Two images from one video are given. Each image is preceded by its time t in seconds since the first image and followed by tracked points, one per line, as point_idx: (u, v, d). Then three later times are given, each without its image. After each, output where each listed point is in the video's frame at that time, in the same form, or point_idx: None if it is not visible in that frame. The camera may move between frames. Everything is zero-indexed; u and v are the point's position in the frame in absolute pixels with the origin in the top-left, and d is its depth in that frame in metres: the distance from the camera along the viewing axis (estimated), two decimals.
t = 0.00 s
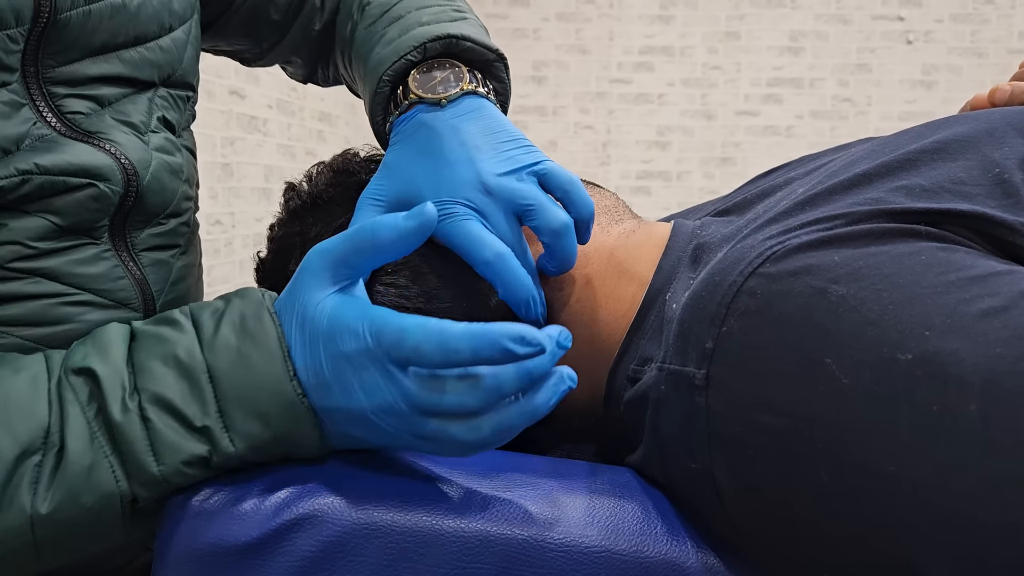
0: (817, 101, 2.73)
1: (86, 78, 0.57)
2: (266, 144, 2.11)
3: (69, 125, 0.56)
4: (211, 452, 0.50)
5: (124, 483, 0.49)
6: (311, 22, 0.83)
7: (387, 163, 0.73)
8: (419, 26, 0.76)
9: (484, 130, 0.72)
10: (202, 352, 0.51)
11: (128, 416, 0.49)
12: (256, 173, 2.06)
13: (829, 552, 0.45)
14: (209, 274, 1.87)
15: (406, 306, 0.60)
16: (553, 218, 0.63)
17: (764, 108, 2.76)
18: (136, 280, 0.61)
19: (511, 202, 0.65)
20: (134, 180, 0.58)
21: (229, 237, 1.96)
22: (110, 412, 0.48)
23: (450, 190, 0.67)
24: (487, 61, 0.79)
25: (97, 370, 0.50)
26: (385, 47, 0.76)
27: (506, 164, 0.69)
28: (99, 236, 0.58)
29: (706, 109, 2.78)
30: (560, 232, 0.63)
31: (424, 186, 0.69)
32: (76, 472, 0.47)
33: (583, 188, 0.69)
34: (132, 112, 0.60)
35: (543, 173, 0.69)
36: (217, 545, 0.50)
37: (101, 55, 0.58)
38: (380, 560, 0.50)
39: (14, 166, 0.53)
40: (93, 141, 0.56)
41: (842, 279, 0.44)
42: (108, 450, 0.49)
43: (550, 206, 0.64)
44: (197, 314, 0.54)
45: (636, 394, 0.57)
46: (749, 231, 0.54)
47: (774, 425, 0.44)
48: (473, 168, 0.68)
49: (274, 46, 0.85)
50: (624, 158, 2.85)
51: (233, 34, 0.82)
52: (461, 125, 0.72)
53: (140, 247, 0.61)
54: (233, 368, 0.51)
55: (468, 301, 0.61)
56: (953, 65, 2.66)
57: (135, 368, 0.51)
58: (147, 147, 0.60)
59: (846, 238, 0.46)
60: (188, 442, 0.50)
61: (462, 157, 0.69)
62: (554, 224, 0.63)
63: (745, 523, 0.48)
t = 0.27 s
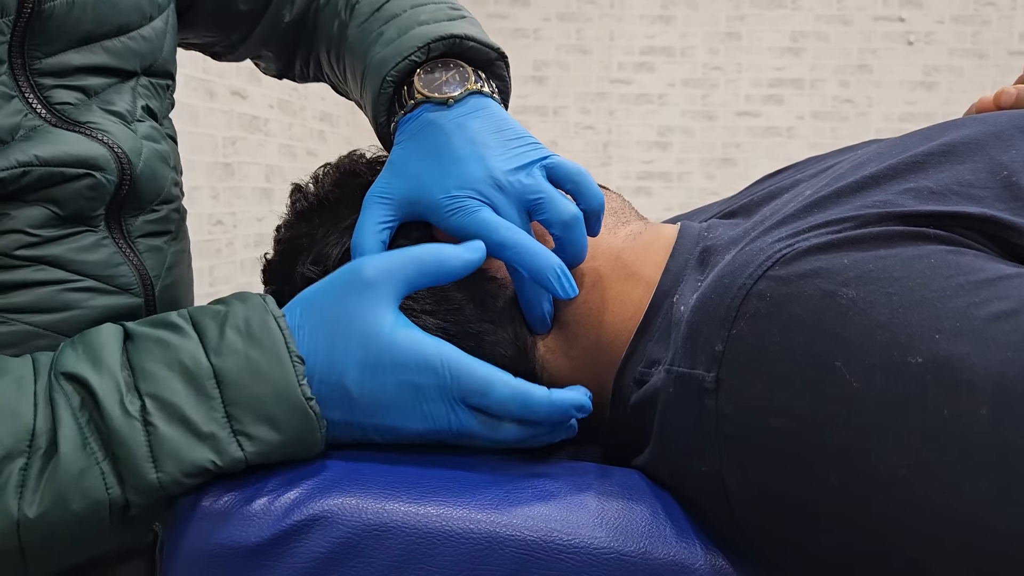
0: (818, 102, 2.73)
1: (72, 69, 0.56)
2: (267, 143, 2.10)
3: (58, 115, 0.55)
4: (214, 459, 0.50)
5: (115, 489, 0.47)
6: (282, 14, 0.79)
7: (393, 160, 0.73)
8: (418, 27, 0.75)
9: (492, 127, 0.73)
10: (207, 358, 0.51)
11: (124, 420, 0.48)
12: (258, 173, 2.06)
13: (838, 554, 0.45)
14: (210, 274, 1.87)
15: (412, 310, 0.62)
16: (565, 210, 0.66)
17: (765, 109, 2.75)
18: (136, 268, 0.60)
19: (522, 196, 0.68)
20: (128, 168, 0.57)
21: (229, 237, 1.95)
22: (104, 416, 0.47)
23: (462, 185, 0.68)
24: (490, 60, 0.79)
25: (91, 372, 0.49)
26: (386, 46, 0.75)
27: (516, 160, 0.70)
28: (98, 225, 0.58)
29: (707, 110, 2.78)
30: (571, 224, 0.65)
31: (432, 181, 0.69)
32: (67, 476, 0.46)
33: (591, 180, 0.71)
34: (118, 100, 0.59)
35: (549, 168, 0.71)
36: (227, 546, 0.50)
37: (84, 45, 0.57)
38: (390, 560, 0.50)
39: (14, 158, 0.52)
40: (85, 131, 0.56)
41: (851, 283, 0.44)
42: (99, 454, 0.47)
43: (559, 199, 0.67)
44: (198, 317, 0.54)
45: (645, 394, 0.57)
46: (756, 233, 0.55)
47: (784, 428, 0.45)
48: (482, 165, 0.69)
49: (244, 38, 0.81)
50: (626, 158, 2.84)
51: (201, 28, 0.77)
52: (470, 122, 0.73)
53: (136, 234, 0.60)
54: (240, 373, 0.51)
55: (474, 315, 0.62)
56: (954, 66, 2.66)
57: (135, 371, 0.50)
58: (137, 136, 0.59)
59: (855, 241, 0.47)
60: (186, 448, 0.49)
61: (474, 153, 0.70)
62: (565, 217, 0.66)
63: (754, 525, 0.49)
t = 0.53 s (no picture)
0: (817, 101, 2.73)
1: (104, 69, 0.56)
2: (267, 142, 2.10)
3: (91, 112, 0.55)
4: (263, 452, 0.48)
5: (164, 470, 0.46)
6: (298, 21, 0.78)
7: (402, 155, 0.74)
8: (432, 26, 0.75)
9: (500, 123, 0.74)
10: (271, 347, 0.49)
11: (183, 403, 0.46)
12: (258, 172, 2.06)
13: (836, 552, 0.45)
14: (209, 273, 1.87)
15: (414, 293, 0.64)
16: (569, 204, 0.66)
17: (764, 108, 2.75)
18: (161, 262, 0.60)
19: (528, 189, 0.68)
20: (156, 164, 0.58)
21: (229, 236, 1.95)
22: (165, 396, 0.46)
23: (470, 177, 0.69)
24: (502, 58, 0.80)
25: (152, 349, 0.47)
26: (398, 43, 0.75)
27: (524, 154, 0.71)
28: (127, 218, 0.58)
29: (706, 110, 2.77)
30: (576, 218, 0.66)
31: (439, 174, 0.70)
32: (122, 451, 0.45)
33: (598, 174, 0.72)
34: (146, 99, 0.59)
35: (556, 163, 0.73)
36: (226, 544, 0.50)
37: (117, 46, 0.57)
38: (390, 557, 0.50)
39: (53, 148, 0.53)
40: (116, 127, 0.56)
41: (850, 281, 0.44)
42: (153, 433, 0.46)
43: (565, 194, 0.67)
44: (261, 305, 0.52)
45: (643, 393, 0.57)
46: (756, 232, 0.55)
47: (782, 426, 0.45)
48: (490, 157, 0.70)
49: (260, 46, 0.80)
50: (625, 158, 2.84)
51: (217, 37, 0.76)
52: (479, 117, 0.74)
53: (161, 229, 0.60)
54: (301, 369, 0.49)
55: (471, 312, 0.65)
56: (953, 66, 2.64)
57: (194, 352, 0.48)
58: (164, 134, 0.60)
59: (854, 239, 0.47)
60: (240, 439, 0.47)
61: (482, 146, 0.71)
62: (570, 211, 0.66)
63: (753, 524, 0.49)
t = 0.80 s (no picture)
0: (817, 101, 2.64)
1: (123, 66, 0.56)
2: (264, 140, 2.09)
3: (106, 108, 0.55)
4: (341, 428, 0.45)
5: (238, 438, 0.43)
6: (318, 24, 0.79)
7: (409, 148, 0.73)
8: (446, 22, 0.75)
9: (510, 118, 0.73)
10: (356, 322, 0.46)
11: (264, 372, 0.43)
12: (254, 170, 2.05)
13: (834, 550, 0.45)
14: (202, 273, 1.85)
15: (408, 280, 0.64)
16: (575, 205, 0.66)
17: (764, 107, 2.66)
18: (165, 262, 0.60)
19: (534, 187, 0.68)
20: (168, 164, 0.58)
21: (224, 235, 1.94)
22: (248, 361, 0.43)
23: (477, 171, 0.68)
24: (515, 56, 0.79)
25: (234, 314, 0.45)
26: (411, 38, 0.75)
27: (533, 150, 0.71)
28: (134, 216, 0.58)
29: (706, 108, 2.69)
30: (581, 220, 0.66)
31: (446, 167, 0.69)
32: (200, 410, 0.42)
33: (606, 177, 0.71)
34: (163, 100, 0.60)
35: (563, 163, 0.72)
36: (221, 544, 0.50)
37: (137, 44, 0.57)
38: (388, 557, 0.49)
39: (65, 136, 0.53)
40: (129, 122, 0.56)
41: (849, 279, 0.44)
42: (232, 397, 0.43)
43: (572, 195, 0.67)
44: (347, 281, 0.49)
45: (641, 391, 0.57)
46: (755, 229, 0.54)
47: (782, 425, 0.44)
48: (498, 152, 0.69)
49: (282, 51, 0.82)
50: (625, 155, 2.75)
51: (238, 39, 0.79)
52: (488, 111, 0.73)
53: (168, 231, 0.60)
54: (384, 349, 0.45)
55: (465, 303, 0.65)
56: (953, 64, 2.56)
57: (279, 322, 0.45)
58: (177, 134, 0.60)
59: (853, 237, 0.46)
60: (320, 411, 0.44)
61: (490, 140, 0.70)
62: (576, 212, 0.66)
63: (752, 523, 0.48)
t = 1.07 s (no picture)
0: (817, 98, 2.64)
1: (120, 64, 0.56)
2: (261, 140, 2.08)
3: (103, 106, 0.55)
4: (392, 396, 0.43)
5: (290, 402, 0.42)
6: (318, 21, 0.79)
7: (409, 140, 0.72)
8: (448, 16, 0.74)
9: (514, 114, 0.72)
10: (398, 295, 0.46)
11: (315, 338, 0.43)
12: (251, 169, 2.05)
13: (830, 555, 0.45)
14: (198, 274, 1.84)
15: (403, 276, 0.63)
16: (576, 204, 0.65)
17: (762, 106, 2.66)
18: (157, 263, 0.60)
19: (535, 183, 0.67)
20: (163, 165, 0.57)
21: (221, 235, 1.93)
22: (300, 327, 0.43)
23: (479, 165, 0.67)
24: (516, 51, 0.78)
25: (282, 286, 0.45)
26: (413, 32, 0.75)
27: (536, 147, 0.70)
28: (128, 217, 0.57)
29: (704, 107, 2.69)
30: (582, 219, 0.65)
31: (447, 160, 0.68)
32: (253, 370, 0.41)
33: (608, 177, 0.71)
34: (159, 99, 0.59)
35: (565, 161, 0.72)
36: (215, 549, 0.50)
37: (134, 42, 0.57)
38: (381, 563, 0.49)
39: (60, 132, 0.52)
40: (125, 121, 0.56)
41: (844, 282, 0.44)
42: (283, 361, 0.43)
43: (573, 192, 0.66)
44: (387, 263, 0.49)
45: (637, 394, 0.57)
46: (750, 231, 0.54)
47: (777, 428, 0.44)
48: (501, 146, 0.68)
49: (281, 49, 0.82)
50: (623, 154, 2.74)
51: (237, 37, 0.79)
52: (492, 105, 0.72)
53: (163, 232, 0.60)
54: (430, 321, 0.45)
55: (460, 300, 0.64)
56: (951, 64, 2.56)
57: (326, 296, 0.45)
58: (173, 134, 0.59)
59: (849, 239, 0.46)
60: (372, 378, 0.43)
61: (494, 135, 0.69)
62: (577, 210, 0.65)
63: (747, 526, 0.48)
